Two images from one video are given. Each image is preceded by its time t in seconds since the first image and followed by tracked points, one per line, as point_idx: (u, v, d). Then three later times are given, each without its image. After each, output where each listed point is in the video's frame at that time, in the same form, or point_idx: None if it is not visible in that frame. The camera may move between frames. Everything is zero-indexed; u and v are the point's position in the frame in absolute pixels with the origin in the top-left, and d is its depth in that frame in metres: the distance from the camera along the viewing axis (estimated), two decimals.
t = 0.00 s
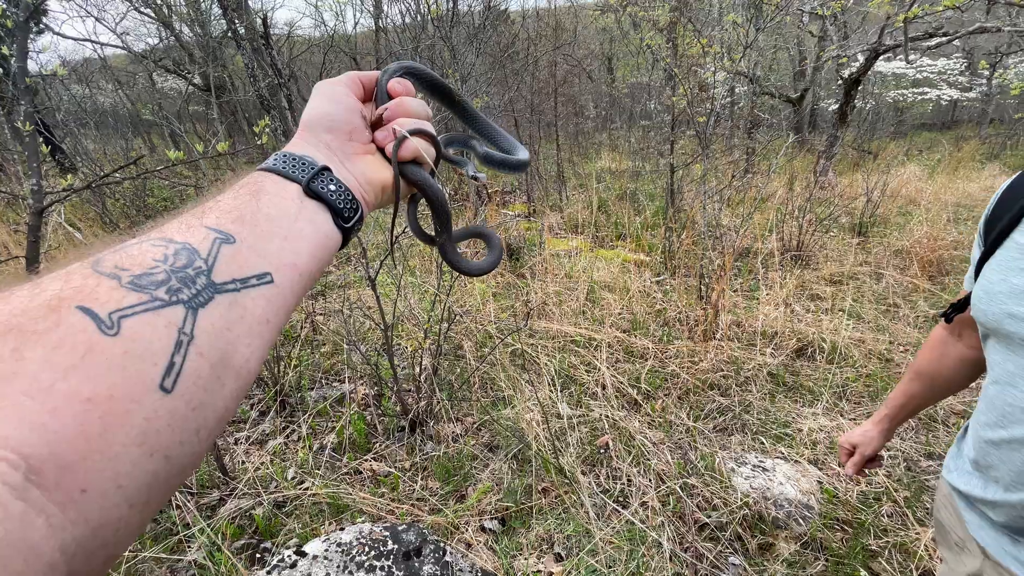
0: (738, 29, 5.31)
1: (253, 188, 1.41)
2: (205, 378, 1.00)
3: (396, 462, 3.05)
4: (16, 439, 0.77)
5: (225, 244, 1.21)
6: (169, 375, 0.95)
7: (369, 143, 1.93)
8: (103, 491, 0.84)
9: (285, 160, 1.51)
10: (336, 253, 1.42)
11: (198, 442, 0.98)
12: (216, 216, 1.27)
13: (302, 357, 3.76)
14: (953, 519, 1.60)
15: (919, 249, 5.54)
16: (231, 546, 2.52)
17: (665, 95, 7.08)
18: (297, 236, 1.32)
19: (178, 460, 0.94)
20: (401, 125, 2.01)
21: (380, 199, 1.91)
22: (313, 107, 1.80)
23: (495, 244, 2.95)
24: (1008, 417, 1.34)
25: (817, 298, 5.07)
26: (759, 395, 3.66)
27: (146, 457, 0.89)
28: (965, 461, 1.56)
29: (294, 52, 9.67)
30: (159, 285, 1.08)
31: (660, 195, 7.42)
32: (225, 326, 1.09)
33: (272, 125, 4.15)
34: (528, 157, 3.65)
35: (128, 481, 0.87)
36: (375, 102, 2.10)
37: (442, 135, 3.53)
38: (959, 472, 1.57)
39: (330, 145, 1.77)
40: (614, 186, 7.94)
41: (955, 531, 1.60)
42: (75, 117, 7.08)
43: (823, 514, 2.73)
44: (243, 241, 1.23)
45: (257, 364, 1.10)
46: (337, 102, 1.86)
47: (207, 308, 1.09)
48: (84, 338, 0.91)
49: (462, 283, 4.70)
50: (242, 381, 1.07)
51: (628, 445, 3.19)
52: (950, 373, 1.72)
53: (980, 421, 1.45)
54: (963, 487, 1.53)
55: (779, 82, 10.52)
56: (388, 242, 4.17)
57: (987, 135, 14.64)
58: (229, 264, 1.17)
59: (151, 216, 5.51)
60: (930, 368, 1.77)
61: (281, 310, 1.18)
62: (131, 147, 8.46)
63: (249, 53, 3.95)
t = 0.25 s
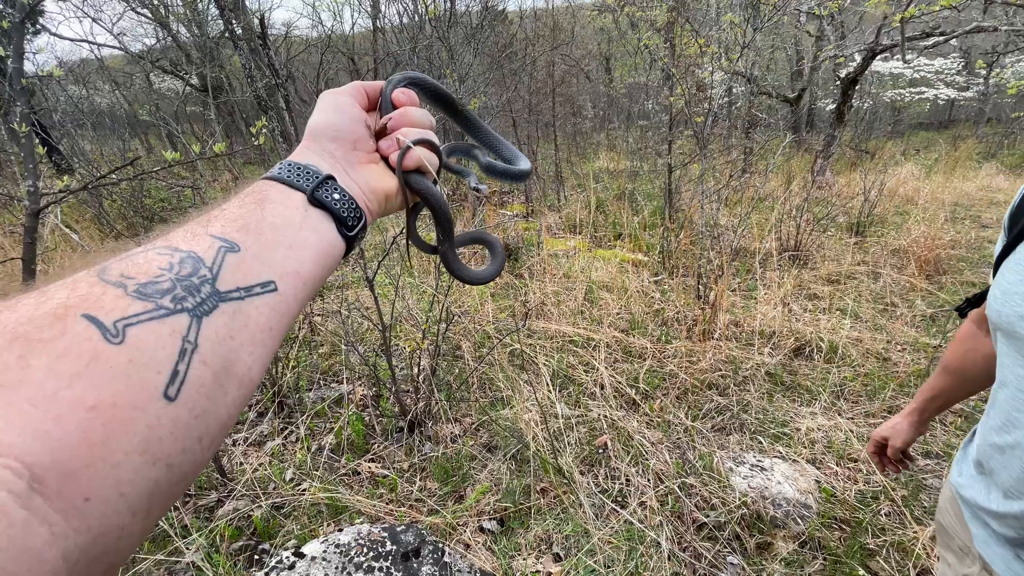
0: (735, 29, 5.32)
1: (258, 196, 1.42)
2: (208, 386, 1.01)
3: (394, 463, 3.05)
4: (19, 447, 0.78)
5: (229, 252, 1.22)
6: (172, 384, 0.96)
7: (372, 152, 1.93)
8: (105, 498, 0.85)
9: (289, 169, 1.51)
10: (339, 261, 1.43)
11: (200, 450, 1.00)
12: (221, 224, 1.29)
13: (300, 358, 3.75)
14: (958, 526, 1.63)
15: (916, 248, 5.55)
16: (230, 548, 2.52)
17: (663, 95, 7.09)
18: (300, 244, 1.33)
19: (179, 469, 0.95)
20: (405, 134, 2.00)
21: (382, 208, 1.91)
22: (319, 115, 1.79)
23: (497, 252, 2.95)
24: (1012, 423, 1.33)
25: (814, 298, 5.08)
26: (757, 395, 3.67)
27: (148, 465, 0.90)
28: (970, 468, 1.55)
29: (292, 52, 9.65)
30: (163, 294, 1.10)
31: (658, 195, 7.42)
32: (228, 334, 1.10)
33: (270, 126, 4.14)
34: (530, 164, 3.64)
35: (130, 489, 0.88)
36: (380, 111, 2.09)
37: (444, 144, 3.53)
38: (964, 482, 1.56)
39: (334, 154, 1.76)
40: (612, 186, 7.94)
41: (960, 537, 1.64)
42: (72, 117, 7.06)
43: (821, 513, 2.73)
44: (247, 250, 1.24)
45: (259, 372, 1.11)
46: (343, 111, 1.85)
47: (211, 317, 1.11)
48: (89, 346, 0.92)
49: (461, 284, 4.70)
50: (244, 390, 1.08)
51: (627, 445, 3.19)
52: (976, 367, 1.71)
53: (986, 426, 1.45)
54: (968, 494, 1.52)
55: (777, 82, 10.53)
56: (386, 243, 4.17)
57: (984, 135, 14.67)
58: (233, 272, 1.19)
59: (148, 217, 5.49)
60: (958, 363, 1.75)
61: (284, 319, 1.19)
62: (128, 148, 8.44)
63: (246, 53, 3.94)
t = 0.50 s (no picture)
0: (733, 29, 5.34)
1: (258, 197, 1.42)
2: (208, 387, 1.01)
3: (393, 463, 3.05)
4: (18, 449, 0.78)
5: (229, 253, 1.22)
6: (172, 385, 0.96)
7: (372, 153, 1.93)
8: (105, 500, 0.85)
9: (289, 170, 1.51)
10: (339, 262, 1.43)
11: (199, 451, 1.00)
12: (221, 226, 1.29)
13: (299, 358, 3.75)
14: (954, 535, 1.66)
15: (914, 248, 5.57)
16: (228, 549, 2.51)
17: (661, 95, 7.10)
18: (300, 245, 1.33)
19: (179, 470, 0.95)
20: (405, 135, 2.00)
21: (382, 209, 1.91)
22: (319, 116, 1.79)
23: (498, 254, 2.94)
24: (1015, 431, 1.36)
25: (812, 297, 5.09)
26: (755, 394, 3.67)
27: (148, 466, 0.90)
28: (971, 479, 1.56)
29: (290, 52, 9.64)
30: (163, 295, 1.10)
31: (656, 195, 7.43)
32: (228, 336, 1.10)
33: (268, 126, 4.13)
34: (531, 167, 3.65)
35: (129, 490, 0.88)
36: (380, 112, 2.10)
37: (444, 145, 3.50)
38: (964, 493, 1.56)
39: (335, 156, 1.77)
40: (611, 186, 7.95)
41: (955, 548, 1.67)
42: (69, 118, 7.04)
43: (819, 511, 2.74)
44: (247, 251, 1.24)
45: (259, 373, 1.11)
46: (343, 112, 1.85)
47: (211, 318, 1.11)
48: (89, 348, 0.93)
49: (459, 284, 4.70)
50: (244, 391, 1.08)
51: (626, 445, 3.20)
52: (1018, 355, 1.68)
53: (993, 435, 1.44)
54: (970, 504, 1.52)
55: (775, 82, 10.55)
56: (384, 243, 4.17)
57: (982, 135, 14.70)
58: (233, 274, 1.19)
59: (146, 217, 5.48)
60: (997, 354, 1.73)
61: (284, 320, 1.19)
62: (126, 148, 8.42)
63: (244, 54, 3.93)
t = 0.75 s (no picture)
0: (731, 29, 5.36)
1: (258, 203, 1.43)
2: (207, 393, 1.02)
3: (392, 463, 3.05)
4: (17, 455, 0.78)
5: (229, 259, 1.23)
6: (171, 391, 0.96)
7: (372, 159, 1.93)
8: (103, 506, 0.85)
9: (289, 176, 1.51)
10: (339, 267, 1.44)
11: (198, 457, 1.00)
12: (221, 232, 1.30)
13: (297, 359, 3.75)
14: (963, 542, 1.67)
15: (912, 247, 5.58)
16: (227, 549, 2.51)
17: (659, 95, 7.13)
18: (300, 251, 1.33)
19: (177, 476, 0.95)
20: (405, 142, 2.00)
21: (381, 215, 1.92)
22: (319, 122, 1.79)
23: (494, 259, 2.98)
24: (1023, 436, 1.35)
25: (810, 297, 5.10)
26: (754, 393, 3.68)
27: (147, 472, 0.91)
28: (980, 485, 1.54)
29: (288, 52, 9.64)
30: (163, 301, 1.10)
31: (655, 195, 7.44)
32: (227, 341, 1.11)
33: (266, 126, 4.13)
34: (529, 173, 3.76)
35: (127, 496, 0.88)
36: (380, 118, 2.09)
37: (444, 150, 3.48)
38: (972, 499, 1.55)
39: (334, 162, 1.76)
40: (610, 186, 7.95)
41: (963, 555, 1.68)
42: (67, 118, 7.03)
43: (817, 510, 2.75)
44: (247, 257, 1.25)
45: (259, 379, 1.11)
46: (343, 118, 1.85)
47: (210, 324, 1.11)
48: (88, 353, 0.93)
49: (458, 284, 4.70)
50: (242, 397, 1.08)
51: (624, 444, 3.21)
52: None
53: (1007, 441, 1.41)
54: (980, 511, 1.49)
55: (773, 82, 10.57)
56: (383, 243, 4.18)
57: (980, 135, 14.73)
58: (232, 279, 1.19)
59: (144, 218, 5.47)
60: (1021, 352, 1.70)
61: (283, 326, 1.20)
62: (124, 148, 8.40)
63: (242, 54, 3.93)
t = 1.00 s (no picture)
0: (729, 29, 5.37)
1: (257, 207, 1.43)
2: (205, 398, 1.02)
3: (391, 463, 3.05)
4: (16, 460, 0.78)
5: (228, 264, 1.23)
6: (169, 395, 0.96)
7: (371, 164, 1.93)
8: (101, 511, 0.85)
9: (288, 181, 1.52)
10: (337, 272, 1.44)
11: (196, 462, 1.00)
12: (219, 236, 1.30)
13: (296, 359, 3.75)
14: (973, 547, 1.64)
15: (910, 247, 5.59)
16: (225, 549, 2.51)
17: (657, 95, 7.14)
18: (298, 255, 1.34)
19: (175, 481, 0.95)
20: (405, 147, 2.00)
21: (380, 220, 1.92)
22: (318, 127, 1.79)
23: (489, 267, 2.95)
24: None
25: (809, 296, 5.11)
26: (752, 393, 3.68)
27: (144, 477, 0.91)
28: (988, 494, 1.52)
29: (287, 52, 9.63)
30: (162, 305, 1.10)
31: (654, 195, 7.44)
32: (225, 346, 1.11)
33: (265, 126, 4.13)
34: (527, 178, 3.75)
35: (125, 501, 0.88)
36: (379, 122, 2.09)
37: (441, 155, 3.47)
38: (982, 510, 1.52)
39: (333, 166, 1.77)
40: (609, 185, 7.95)
41: (967, 560, 1.69)
42: (65, 118, 7.02)
43: (815, 509, 2.75)
44: (246, 261, 1.25)
45: (257, 383, 1.11)
46: (342, 123, 1.85)
47: (208, 328, 1.11)
48: (87, 358, 0.93)
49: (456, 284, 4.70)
50: (240, 402, 1.08)
51: (623, 444, 3.21)
52: None
53: None
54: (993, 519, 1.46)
55: (771, 82, 10.59)
56: (382, 243, 4.17)
57: (978, 134, 14.76)
58: (231, 283, 1.20)
59: (142, 218, 5.47)
60: None
61: (281, 330, 1.20)
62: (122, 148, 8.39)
63: (241, 54, 3.93)
